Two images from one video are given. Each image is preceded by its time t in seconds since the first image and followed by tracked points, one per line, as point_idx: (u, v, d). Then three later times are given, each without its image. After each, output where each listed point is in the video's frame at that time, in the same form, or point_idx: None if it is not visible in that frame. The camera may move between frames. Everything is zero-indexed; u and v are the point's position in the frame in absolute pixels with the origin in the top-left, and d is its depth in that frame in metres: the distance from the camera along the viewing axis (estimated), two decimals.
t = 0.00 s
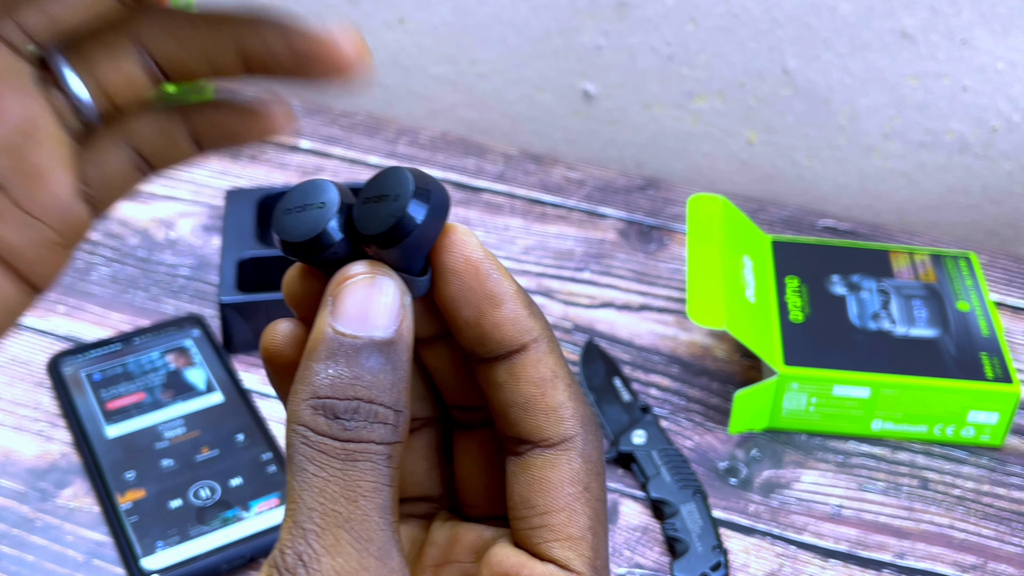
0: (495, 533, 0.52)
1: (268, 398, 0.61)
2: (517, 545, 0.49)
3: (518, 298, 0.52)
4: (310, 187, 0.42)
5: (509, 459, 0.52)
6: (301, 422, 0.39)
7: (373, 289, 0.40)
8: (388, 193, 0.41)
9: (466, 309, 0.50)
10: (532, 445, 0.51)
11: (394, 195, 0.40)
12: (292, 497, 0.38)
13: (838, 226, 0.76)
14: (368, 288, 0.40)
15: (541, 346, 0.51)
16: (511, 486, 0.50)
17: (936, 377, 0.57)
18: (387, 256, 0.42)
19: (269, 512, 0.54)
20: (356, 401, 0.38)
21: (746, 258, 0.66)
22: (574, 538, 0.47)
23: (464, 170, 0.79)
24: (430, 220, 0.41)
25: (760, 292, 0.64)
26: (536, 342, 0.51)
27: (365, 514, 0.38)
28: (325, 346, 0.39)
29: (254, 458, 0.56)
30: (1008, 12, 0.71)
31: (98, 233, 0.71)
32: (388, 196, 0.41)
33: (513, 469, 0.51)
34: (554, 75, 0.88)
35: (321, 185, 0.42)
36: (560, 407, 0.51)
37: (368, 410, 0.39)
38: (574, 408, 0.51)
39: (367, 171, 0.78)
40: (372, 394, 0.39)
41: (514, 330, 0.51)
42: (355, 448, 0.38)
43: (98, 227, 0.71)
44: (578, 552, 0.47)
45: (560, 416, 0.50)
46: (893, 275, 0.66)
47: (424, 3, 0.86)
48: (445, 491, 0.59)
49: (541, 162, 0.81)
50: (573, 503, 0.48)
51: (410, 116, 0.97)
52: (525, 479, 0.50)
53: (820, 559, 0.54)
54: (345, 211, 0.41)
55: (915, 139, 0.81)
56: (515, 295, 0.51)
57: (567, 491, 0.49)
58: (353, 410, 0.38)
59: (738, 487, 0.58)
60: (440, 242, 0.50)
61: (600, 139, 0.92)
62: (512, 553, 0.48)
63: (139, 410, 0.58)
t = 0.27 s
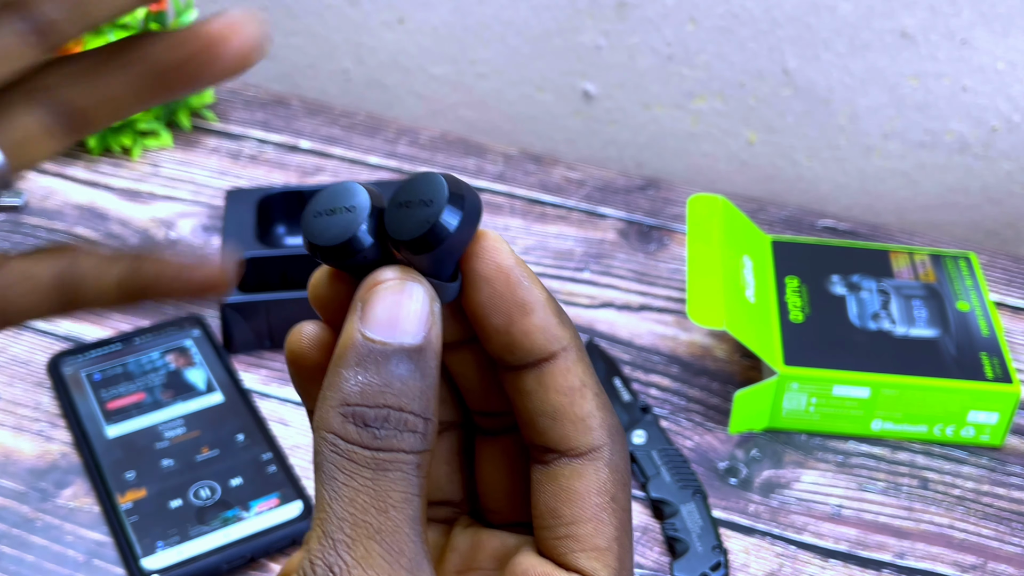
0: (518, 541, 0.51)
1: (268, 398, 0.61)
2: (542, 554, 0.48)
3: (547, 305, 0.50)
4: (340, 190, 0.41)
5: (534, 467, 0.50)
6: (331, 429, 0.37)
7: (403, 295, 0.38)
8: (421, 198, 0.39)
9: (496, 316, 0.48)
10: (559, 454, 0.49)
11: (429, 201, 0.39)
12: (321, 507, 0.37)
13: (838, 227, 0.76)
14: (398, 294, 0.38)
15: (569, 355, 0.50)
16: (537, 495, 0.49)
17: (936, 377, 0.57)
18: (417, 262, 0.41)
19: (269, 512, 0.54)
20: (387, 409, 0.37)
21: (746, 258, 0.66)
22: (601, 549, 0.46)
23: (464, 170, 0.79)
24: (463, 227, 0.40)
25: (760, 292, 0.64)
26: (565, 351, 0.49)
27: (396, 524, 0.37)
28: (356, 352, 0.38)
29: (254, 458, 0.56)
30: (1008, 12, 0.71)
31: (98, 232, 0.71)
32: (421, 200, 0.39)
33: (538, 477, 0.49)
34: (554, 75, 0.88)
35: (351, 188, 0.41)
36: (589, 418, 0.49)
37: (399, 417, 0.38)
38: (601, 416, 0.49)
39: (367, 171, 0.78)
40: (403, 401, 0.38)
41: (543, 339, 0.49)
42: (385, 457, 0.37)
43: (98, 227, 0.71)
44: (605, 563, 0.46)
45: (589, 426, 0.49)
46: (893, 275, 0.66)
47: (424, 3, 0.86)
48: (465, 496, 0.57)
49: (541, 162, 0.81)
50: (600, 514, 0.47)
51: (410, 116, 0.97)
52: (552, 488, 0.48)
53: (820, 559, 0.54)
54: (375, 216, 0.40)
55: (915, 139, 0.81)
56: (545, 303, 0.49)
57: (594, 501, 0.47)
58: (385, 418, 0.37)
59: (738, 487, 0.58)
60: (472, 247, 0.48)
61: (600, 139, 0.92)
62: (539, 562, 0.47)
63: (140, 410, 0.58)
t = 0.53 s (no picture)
0: (527, 561, 0.49)
1: (267, 398, 0.61)
2: None
3: (557, 329, 0.48)
4: (350, 215, 0.40)
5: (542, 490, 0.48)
6: (343, 455, 0.37)
7: (415, 319, 0.37)
8: (435, 224, 0.39)
9: (504, 338, 0.47)
10: (567, 477, 0.47)
11: (440, 226, 0.38)
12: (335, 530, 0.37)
13: (838, 227, 0.76)
14: (410, 319, 0.37)
15: (579, 378, 0.48)
16: (544, 518, 0.47)
17: (936, 377, 0.57)
18: (430, 286, 0.40)
19: (269, 512, 0.54)
20: (398, 434, 0.36)
21: (746, 258, 0.66)
22: (608, 572, 0.44)
23: (464, 170, 0.79)
24: (476, 253, 0.39)
25: (760, 292, 0.64)
26: (574, 374, 0.48)
27: (409, 551, 0.36)
28: (367, 377, 0.37)
29: (254, 458, 0.56)
30: (1008, 13, 0.71)
31: (99, 232, 0.71)
32: (433, 225, 0.39)
33: (546, 500, 0.48)
34: (554, 75, 0.88)
35: (362, 212, 0.40)
36: (598, 441, 0.47)
37: (410, 442, 0.37)
38: (610, 440, 0.48)
39: (367, 171, 0.78)
40: (415, 426, 0.37)
41: (553, 362, 0.47)
42: (398, 483, 0.37)
43: (98, 227, 0.71)
44: None
45: (597, 449, 0.47)
46: (892, 275, 0.66)
47: (424, 4, 0.87)
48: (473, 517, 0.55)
49: (540, 162, 0.81)
50: (608, 536, 0.45)
51: (411, 116, 0.97)
52: (560, 511, 0.46)
53: (820, 559, 0.54)
54: (387, 241, 0.39)
55: (915, 139, 0.81)
56: (555, 327, 0.48)
57: (602, 523, 0.46)
58: (396, 443, 0.36)
59: (738, 487, 0.58)
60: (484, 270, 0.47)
61: (600, 139, 0.92)
62: None
63: (140, 410, 0.58)
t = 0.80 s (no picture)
0: None
1: (268, 398, 0.61)
2: None
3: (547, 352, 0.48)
4: (342, 242, 0.40)
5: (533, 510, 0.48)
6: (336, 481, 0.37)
7: (408, 345, 0.37)
8: (425, 250, 0.39)
9: (494, 363, 0.47)
10: (559, 498, 0.48)
11: (431, 253, 0.39)
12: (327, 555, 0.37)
13: (838, 227, 0.76)
14: (403, 345, 0.37)
15: (569, 401, 0.48)
16: (536, 539, 0.47)
17: (936, 377, 0.57)
18: (420, 312, 0.40)
19: (269, 512, 0.54)
20: (390, 461, 0.36)
21: (746, 258, 0.66)
22: None
23: (465, 170, 0.79)
24: (467, 278, 0.39)
25: (760, 292, 0.64)
26: (564, 397, 0.48)
27: None
28: (360, 403, 0.37)
29: (254, 458, 0.56)
30: (1008, 13, 0.71)
31: (99, 232, 0.71)
32: (424, 252, 0.39)
33: (538, 521, 0.48)
34: (554, 75, 0.88)
35: (353, 238, 0.40)
36: (589, 462, 0.47)
37: (403, 469, 0.37)
38: (601, 460, 0.48)
39: (367, 171, 0.78)
40: (408, 452, 0.37)
41: (542, 386, 0.47)
42: (391, 508, 0.37)
43: (98, 227, 0.71)
44: None
45: (588, 470, 0.47)
46: (892, 275, 0.66)
47: (424, 4, 0.87)
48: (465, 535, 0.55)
49: (541, 162, 0.81)
50: (600, 557, 0.45)
51: (410, 116, 0.97)
52: (553, 532, 0.47)
53: (820, 559, 0.54)
54: (378, 268, 0.39)
55: (915, 139, 0.81)
56: (546, 350, 0.48)
57: (593, 543, 0.46)
58: (389, 469, 0.36)
59: (738, 486, 0.58)
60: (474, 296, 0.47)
61: (600, 139, 0.92)
62: None
63: (140, 410, 0.58)
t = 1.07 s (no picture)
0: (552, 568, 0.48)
1: (268, 398, 0.61)
2: None
3: (577, 338, 0.48)
4: (371, 230, 0.40)
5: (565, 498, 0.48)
6: (368, 471, 0.37)
7: (437, 333, 0.38)
8: (456, 238, 0.39)
9: (527, 351, 0.47)
10: (590, 486, 0.47)
11: (462, 240, 0.39)
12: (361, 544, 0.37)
13: (837, 227, 0.76)
14: (433, 333, 0.38)
15: (600, 387, 0.48)
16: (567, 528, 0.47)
17: (935, 377, 0.57)
18: (450, 299, 0.40)
19: (269, 511, 0.54)
20: (423, 447, 0.37)
21: (746, 258, 0.66)
22: None
23: (464, 170, 0.79)
24: (497, 267, 0.39)
25: (760, 292, 0.64)
26: (596, 383, 0.47)
27: (437, 564, 0.36)
28: (392, 390, 0.37)
29: (254, 458, 0.56)
30: (1007, 13, 0.71)
31: (99, 232, 0.71)
32: (455, 240, 0.39)
33: (569, 509, 0.47)
34: (554, 75, 0.88)
35: (383, 226, 0.40)
36: (621, 448, 0.47)
37: (436, 456, 0.37)
38: (632, 447, 0.47)
39: (367, 171, 0.78)
40: (440, 439, 0.37)
41: (574, 372, 0.47)
42: (425, 495, 0.37)
43: (98, 227, 0.71)
44: None
45: (620, 457, 0.47)
46: (892, 275, 0.66)
47: (424, 4, 0.87)
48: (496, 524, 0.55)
49: (541, 162, 0.81)
50: (633, 544, 0.45)
51: (410, 116, 0.97)
52: (583, 519, 0.46)
53: (819, 559, 0.54)
54: (409, 256, 0.39)
55: (915, 140, 0.81)
56: (576, 336, 0.48)
57: (627, 531, 0.45)
58: (422, 456, 0.37)
59: (737, 486, 0.58)
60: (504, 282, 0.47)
61: (600, 139, 0.92)
62: None
63: (140, 410, 0.58)
